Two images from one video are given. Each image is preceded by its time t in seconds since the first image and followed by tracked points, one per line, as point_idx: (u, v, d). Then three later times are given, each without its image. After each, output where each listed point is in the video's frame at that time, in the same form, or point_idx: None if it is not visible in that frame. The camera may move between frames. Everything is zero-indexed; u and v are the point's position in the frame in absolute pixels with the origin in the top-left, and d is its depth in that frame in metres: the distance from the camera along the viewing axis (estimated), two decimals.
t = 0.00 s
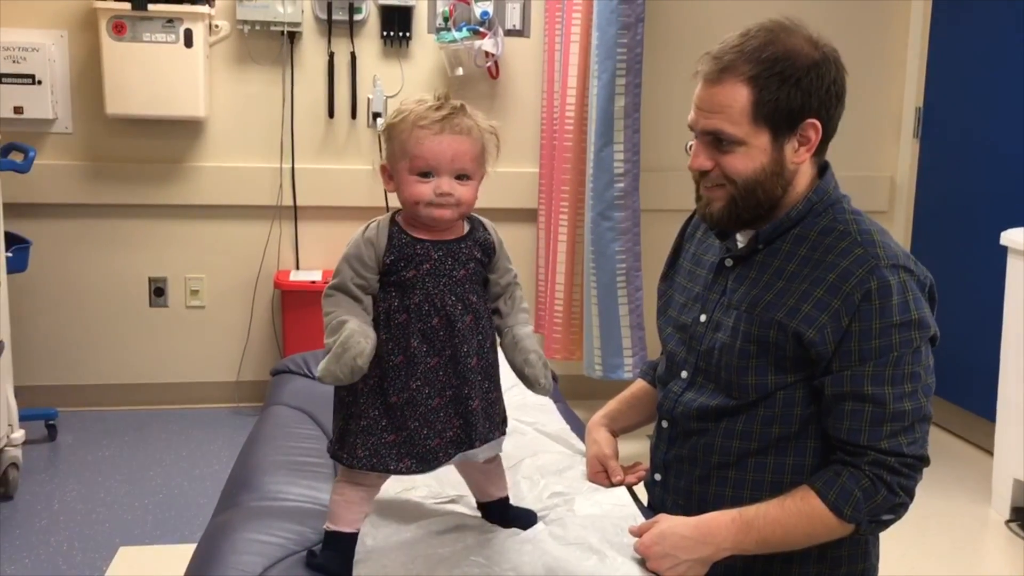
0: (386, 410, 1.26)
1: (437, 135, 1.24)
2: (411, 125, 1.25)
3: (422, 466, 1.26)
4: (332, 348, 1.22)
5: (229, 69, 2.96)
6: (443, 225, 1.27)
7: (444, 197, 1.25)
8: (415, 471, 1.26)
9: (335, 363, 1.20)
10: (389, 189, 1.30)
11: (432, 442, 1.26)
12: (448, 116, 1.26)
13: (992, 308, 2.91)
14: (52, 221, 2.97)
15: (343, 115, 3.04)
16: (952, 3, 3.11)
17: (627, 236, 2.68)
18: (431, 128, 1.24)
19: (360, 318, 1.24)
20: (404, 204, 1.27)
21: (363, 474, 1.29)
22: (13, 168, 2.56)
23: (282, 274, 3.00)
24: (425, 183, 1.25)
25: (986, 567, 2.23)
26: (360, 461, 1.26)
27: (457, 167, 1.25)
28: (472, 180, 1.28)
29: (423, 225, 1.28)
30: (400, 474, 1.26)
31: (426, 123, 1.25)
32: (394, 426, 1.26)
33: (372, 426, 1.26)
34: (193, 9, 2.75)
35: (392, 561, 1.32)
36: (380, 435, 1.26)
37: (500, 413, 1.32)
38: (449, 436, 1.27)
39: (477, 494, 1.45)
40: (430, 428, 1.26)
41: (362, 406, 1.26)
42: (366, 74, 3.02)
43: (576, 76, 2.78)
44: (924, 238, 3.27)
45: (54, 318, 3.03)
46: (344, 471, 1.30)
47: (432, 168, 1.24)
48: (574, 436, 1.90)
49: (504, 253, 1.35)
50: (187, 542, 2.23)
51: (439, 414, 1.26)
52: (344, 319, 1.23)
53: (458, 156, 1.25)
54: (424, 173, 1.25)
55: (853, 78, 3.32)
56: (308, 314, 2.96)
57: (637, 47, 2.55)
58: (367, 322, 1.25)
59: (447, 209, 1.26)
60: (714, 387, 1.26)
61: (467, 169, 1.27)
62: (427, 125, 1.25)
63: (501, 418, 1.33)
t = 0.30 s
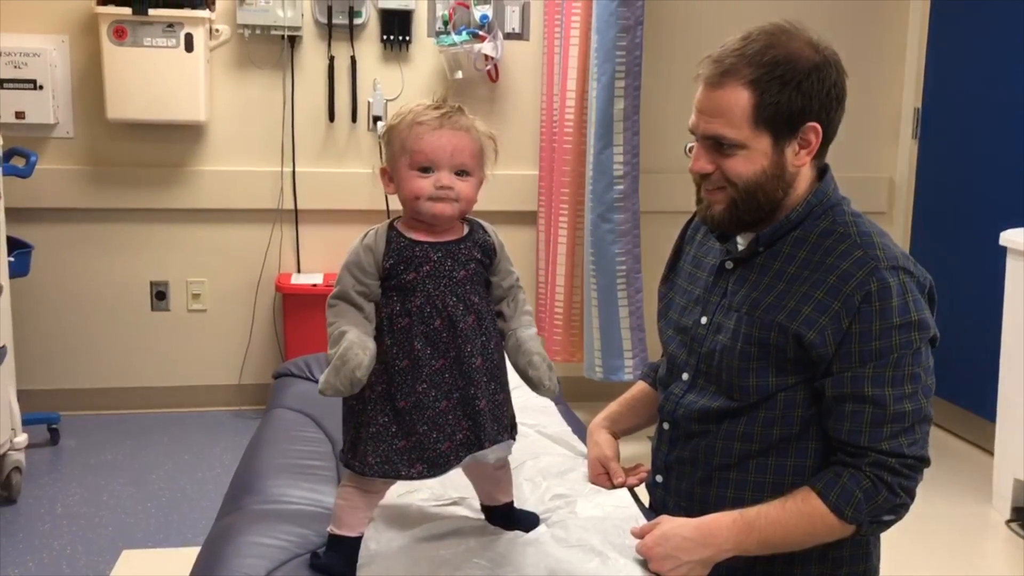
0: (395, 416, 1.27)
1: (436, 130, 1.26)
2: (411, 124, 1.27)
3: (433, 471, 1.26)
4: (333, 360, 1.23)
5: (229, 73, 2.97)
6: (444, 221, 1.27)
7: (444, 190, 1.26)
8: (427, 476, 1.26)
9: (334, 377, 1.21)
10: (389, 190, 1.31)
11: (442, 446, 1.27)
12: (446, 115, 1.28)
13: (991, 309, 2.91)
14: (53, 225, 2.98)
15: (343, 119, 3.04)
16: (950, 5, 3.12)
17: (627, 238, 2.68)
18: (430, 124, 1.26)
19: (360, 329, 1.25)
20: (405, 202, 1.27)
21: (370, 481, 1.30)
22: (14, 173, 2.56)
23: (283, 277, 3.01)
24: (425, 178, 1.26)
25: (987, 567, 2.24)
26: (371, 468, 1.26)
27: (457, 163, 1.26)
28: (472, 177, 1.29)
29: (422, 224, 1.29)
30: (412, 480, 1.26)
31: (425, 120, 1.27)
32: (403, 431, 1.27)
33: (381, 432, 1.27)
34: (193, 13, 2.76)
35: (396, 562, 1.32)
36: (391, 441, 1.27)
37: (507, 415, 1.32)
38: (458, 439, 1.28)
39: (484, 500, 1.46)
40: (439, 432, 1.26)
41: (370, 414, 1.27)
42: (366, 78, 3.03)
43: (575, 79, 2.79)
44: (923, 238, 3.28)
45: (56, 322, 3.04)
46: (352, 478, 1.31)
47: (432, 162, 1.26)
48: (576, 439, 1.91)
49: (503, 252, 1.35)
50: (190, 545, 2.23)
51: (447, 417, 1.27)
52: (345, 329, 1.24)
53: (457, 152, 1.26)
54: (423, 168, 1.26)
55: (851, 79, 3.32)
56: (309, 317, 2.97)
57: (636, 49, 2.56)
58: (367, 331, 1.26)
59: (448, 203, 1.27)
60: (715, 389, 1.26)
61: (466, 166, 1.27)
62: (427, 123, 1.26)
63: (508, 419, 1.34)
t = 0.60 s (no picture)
0: (396, 422, 1.27)
1: (443, 130, 1.26)
2: (418, 124, 1.27)
3: (434, 478, 1.26)
4: (335, 364, 1.23)
5: (231, 77, 2.97)
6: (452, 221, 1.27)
7: (453, 189, 1.25)
8: (429, 482, 1.26)
9: (337, 384, 1.21)
10: (393, 193, 1.31)
11: (444, 452, 1.26)
12: (452, 116, 1.28)
13: (995, 310, 2.91)
14: (56, 230, 2.98)
15: (344, 122, 3.05)
16: (952, 6, 3.11)
17: (629, 240, 2.67)
18: (436, 124, 1.27)
19: (364, 334, 1.25)
20: (412, 202, 1.27)
21: (373, 487, 1.29)
22: (16, 178, 2.57)
23: (285, 281, 3.01)
24: (433, 177, 1.26)
25: (991, 569, 2.23)
26: (372, 474, 1.26)
27: (464, 162, 1.26)
28: (478, 177, 1.29)
29: (428, 225, 1.29)
30: (413, 486, 1.26)
31: (431, 120, 1.27)
32: (405, 437, 1.26)
33: (382, 438, 1.26)
34: (194, 17, 2.76)
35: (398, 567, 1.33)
36: (392, 446, 1.26)
37: (511, 421, 1.32)
38: (461, 446, 1.27)
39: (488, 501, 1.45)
40: (442, 438, 1.26)
41: (372, 418, 1.27)
42: (367, 81, 3.03)
43: (576, 82, 2.79)
44: (926, 240, 3.27)
45: (58, 326, 3.04)
46: (353, 482, 1.30)
47: (440, 161, 1.25)
48: (579, 441, 1.90)
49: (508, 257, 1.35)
50: (192, 549, 2.23)
51: (450, 423, 1.27)
52: (349, 334, 1.24)
53: (465, 151, 1.26)
54: (431, 168, 1.26)
55: (853, 81, 3.32)
56: (312, 321, 2.97)
57: (638, 52, 2.56)
58: (371, 335, 1.26)
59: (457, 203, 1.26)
60: (718, 392, 1.26)
61: (474, 166, 1.28)
62: (434, 123, 1.26)
63: (513, 425, 1.33)
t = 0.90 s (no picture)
0: (404, 423, 1.27)
1: (454, 136, 1.26)
2: (430, 129, 1.27)
3: (443, 478, 1.27)
4: (344, 363, 1.24)
5: (238, 82, 2.98)
6: (458, 229, 1.27)
7: (461, 197, 1.26)
8: (437, 483, 1.27)
9: (346, 380, 1.21)
10: (401, 196, 1.31)
11: (452, 453, 1.27)
12: (463, 122, 1.29)
13: (1001, 314, 2.91)
14: (63, 235, 3.00)
15: (350, 128, 3.06)
16: (957, 11, 3.11)
17: (635, 244, 2.68)
18: (447, 129, 1.27)
19: (371, 331, 1.26)
20: (420, 208, 1.28)
21: (381, 489, 1.29)
22: (24, 183, 2.58)
23: (292, 286, 3.02)
24: (442, 184, 1.26)
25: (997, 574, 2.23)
26: (380, 476, 1.27)
27: (473, 169, 1.27)
28: (486, 185, 1.29)
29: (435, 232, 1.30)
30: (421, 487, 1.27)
31: (441, 125, 1.27)
32: (413, 438, 1.27)
33: (391, 439, 1.27)
34: (201, 23, 2.78)
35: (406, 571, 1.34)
36: (400, 448, 1.27)
37: (519, 422, 1.33)
38: (469, 447, 1.28)
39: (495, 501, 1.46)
40: (449, 440, 1.27)
41: (380, 420, 1.27)
42: (373, 87, 3.04)
43: (581, 86, 2.79)
44: (932, 244, 3.27)
45: (66, 331, 3.05)
46: (361, 484, 1.30)
47: (450, 168, 1.26)
48: (585, 445, 1.91)
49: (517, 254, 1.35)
50: (199, 553, 2.24)
51: (458, 424, 1.27)
52: (356, 333, 1.25)
53: (474, 158, 1.27)
54: (440, 174, 1.26)
55: (858, 85, 3.32)
56: (318, 325, 2.98)
57: (643, 56, 2.56)
58: (378, 335, 1.26)
59: (464, 212, 1.27)
60: (723, 396, 1.26)
61: (482, 174, 1.28)
62: (445, 129, 1.27)
63: (521, 425, 1.34)
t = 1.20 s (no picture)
0: (404, 427, 1.27)
1: (453, 138, 1.26)
2: (429, 132, 1.27)
3: (442, 483, 1.27)
4: (341, 361, 1.24)
5: (242, 86, 2.99)
6: (459, 232, 1.27)
7: (462, 199, 1.26)
8: (436, 488, 1.27)
9: (343, 379, 1.22)
10: (402, 199, 1.31)
11: (452, 458, 1.27)
12: (462, 123, 1.29)
13: (1006, 318, 2.90)
14: (67, 239, 3.00)
15: (354, 132, 3.06)
16: (962, 15, 3.11)
17: (639, 248, 2.68)
18: (446, 131, 1.27)
19: (371, 330, 1.26)
20: (421, 211, 1.27)
21: (381, 494, 1.29)
22: (29, 187, 2.58)
23: (295, 290, 3.02)
24: (443, 186, 1.26)
25: None
26: (379, 480, 1.26)
27: (474, 170, 1.27)
28: (487, 186, 1.29)
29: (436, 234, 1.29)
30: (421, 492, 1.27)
31: (440, 128, 1.27)
32: (412, 442, 1.27)
33: (389, 443, 1.27)
34: (206, 28, 2.78)
35: None
36: (399, 452, 1.27)
37: (521, 426, 1.32)
38: (469, 451, 1.28)
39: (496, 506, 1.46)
40: (450, 443, 1.27)
41: (379, 424, 1.27)
42: (378, 91, 3.04)
43: (585, 91, 2.79)
44: (937, 248, 3.26)
45: (70, 335, 3.06)
46: (361, 488, 1.30)
47: (449, 170, 1.26)
48: (587, 450, 1.90)
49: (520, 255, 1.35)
50: (202, 557, 2.24)
51: (457, 428, 1.27)
52: (353, 331, 1.25)
53: (474, 160, 1.27)
54: (440, 176, 1.26)
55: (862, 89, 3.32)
56: (321, 329, 2.98)
57: (647, 61, 2.56)
58: (377, 333, 1.26)
59: (465, 213, 1.27)
60: (726, 400, 1.26)
61: (483, 176, 1.28)
62: (443, 131, 1.27)
63: (522, 430, 1.34)
